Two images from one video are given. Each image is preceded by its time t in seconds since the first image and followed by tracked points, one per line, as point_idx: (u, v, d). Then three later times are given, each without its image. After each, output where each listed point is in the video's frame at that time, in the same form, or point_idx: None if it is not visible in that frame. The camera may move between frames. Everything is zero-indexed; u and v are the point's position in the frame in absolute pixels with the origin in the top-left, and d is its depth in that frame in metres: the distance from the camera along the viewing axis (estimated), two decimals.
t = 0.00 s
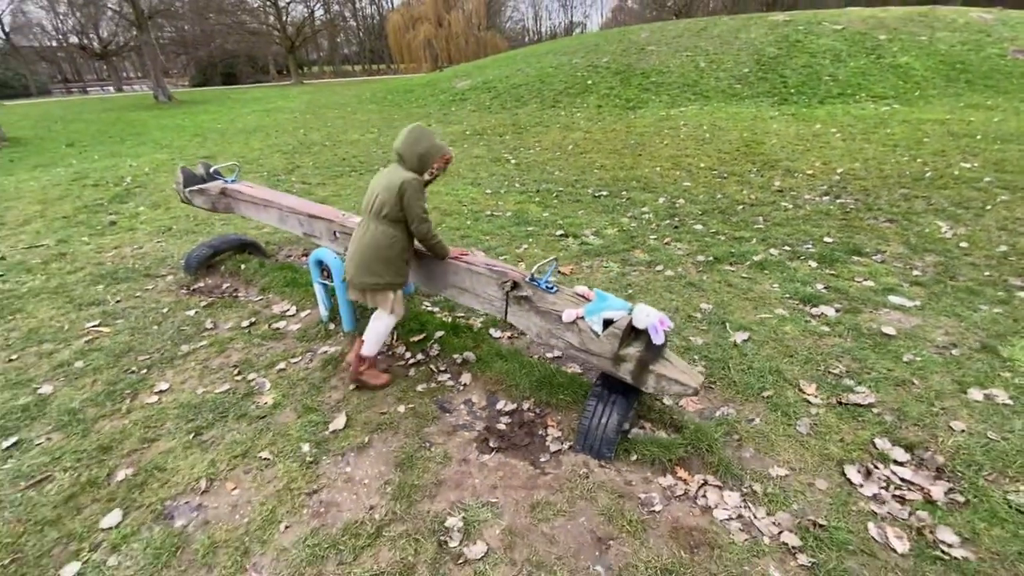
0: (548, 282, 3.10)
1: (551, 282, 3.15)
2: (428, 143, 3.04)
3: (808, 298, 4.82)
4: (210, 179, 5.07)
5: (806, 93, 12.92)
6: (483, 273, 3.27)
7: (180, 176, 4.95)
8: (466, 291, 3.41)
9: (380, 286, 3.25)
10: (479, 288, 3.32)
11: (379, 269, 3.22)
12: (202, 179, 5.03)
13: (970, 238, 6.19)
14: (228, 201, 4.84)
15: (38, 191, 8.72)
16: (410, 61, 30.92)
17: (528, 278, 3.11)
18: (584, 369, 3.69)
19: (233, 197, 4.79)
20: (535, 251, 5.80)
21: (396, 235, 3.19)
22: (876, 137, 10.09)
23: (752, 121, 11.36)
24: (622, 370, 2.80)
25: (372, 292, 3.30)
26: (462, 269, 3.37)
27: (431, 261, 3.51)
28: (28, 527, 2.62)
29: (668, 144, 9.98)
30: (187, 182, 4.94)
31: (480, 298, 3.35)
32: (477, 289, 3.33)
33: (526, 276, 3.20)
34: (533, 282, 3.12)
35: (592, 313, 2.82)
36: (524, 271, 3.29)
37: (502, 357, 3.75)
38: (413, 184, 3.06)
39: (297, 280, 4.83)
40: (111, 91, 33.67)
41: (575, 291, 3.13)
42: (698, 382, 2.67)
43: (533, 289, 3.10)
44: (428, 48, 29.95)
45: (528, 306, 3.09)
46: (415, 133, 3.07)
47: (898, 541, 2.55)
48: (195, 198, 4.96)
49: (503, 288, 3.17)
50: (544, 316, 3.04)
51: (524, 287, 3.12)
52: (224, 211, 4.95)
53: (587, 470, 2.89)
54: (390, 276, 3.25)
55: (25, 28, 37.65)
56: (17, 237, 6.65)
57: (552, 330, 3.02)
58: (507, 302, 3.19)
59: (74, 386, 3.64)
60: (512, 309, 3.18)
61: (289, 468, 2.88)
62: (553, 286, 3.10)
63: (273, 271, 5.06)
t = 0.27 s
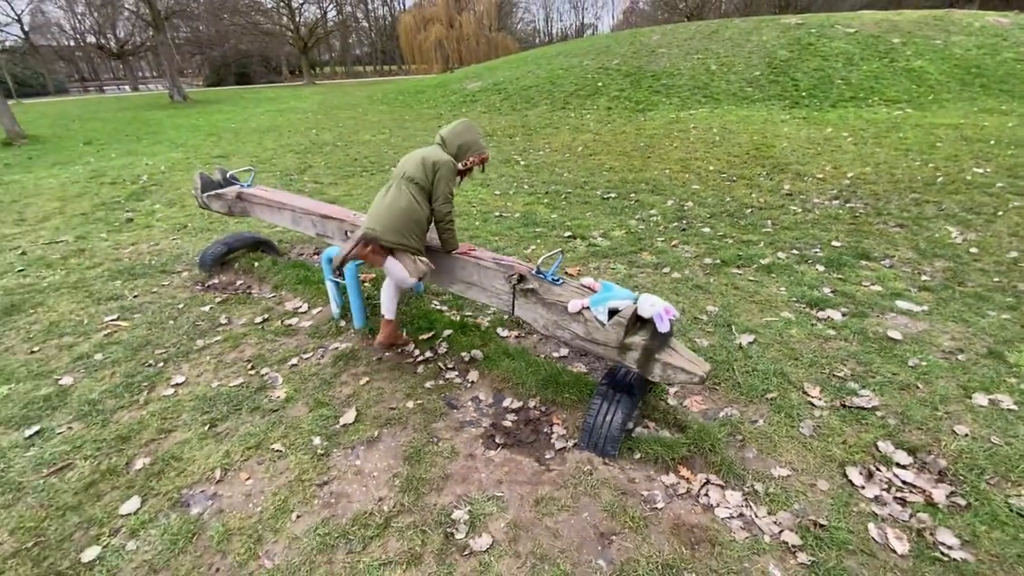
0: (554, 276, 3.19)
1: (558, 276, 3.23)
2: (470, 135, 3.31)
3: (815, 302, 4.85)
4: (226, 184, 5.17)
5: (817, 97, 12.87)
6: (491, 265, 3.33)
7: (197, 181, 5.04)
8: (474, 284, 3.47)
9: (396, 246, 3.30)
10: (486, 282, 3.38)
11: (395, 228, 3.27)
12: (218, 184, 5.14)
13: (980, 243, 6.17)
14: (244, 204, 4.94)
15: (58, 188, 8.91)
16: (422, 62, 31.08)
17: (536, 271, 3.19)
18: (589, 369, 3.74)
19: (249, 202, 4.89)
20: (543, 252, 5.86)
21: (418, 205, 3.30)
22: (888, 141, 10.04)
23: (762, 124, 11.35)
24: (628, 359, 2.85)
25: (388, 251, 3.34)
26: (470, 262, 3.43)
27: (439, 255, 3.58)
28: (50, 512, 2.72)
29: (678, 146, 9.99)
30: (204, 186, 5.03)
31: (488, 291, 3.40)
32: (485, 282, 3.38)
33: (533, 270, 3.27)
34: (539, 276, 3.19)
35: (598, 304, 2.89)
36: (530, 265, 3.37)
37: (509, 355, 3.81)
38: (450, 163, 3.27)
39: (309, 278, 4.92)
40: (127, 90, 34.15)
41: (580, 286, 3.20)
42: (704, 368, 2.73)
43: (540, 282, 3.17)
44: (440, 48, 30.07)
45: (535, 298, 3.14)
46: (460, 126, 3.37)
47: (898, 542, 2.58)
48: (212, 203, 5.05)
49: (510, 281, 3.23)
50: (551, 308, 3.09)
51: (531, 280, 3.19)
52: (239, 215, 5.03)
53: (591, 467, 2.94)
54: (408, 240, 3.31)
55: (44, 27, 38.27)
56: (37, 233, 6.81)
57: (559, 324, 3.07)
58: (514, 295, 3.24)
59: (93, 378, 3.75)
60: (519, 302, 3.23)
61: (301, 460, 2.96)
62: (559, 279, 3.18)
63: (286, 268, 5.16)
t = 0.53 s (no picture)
0: (559, 281, 3.21)
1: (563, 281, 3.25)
2: (473, 138, 3.30)
3: (819, 304, 4.85)
4: (233, 183, 5.23)
5: (821, 100, 12.89)
6: (496, 270, 3.35)
7: (204, 181, 5.11)
8: (479, 289, 3.49)
9: (413, 258, 3.40)
10: (492, 286, 3.40)
11: (410, 240, 3.35)
12: (225, 184, 5.20)
13: (984, 246, 6.16)
14: (251, 204, 4.99)
15: (65, 190, 8.98)
16: (425, 65, 31.19)
17: (541, 276, 3.21)
18: (594, 369, 3.76)
19: (255, 202, 4.94)
20: (547, 254, 5.88)
21: (428, 213, 3.34)
22: (891, 144, 10.04)
23: (765, 127, 11.36)
24: (632, 364, 2.86)
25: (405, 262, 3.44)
26: (476, 266, 3.45)
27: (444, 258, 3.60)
28: (60, 509, 2.75)
29: (681, 150, 10.01)
30: (210, 186, 5.10)
31: (494, 295, 3.42)
32: (491, 286, 3.40)
33: (538, 275, 3.28)
34: (544, 280, 3.22)
35: (603, 310, 2.91)
36: (535, 270, 3.39)
37: (514, 356, 3.83)
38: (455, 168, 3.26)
39: (315, 279, 4.96)
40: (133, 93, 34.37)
41: (585, 291, 3.22)
42: (707, 376, 2.74)
43: (546, 287, 3.19)
44: (443, 52, 30.18)
45: (540, 303, 3.16)
46: (463, 130, 3.35)
47: (902, 543, 2.59)
48: (218, 203, 5.12)
49: (516, 286, 3.25)
50: (556, 313, 3.11)
51: (537, 285, 3.21)
52: (245, 215, 5.09)
53: (596, 467, 2.96)
54: (422, 251, 3.39)
55: (51, 31, 38.58)
56: (46, 235, 6.87)
57: (563, 328, 3.09)
58: (519, 300, 3.26)
59: (102, 377, 3.79)
60: (524, 307, 3.26)
61: (308, 459, 2.98)
62: (564, 285, 3.20)
63: (291, 270, 5.19)
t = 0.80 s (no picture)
0: (564, 298, 3.19)
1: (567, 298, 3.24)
2: (458, 153, 3.20)
3: (819, 306, 4.86)
4: (232, 179, 5.23)
5: (815, 104, 12.99)
6: (500, 287, 3.35)
7: (203, 176, 5.12)
8: (483, 302, 3.50)
9: (414, 283, 3.40)
10: (496, 301, 3.41)
11: (410, 266, 3.34)
12: (224, 180, 5.20)
13: (981, 247, 6.19)
14: (250, 201, 5.00)
15: (63, 199, 8.97)
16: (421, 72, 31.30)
17: (546, 294, 3.19)
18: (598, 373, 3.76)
19: (255, 199, 4.94)
20: (548, 258, 5.90)
21: (425, 236, 3.30)
22: (886, 147, 10.11)
23: (761, 131, 11.44)
24: (635, 386, 2.88)
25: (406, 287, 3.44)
26: (481, 280, 3.44)
27: (449, 270, 3.59)
28: (67, 518, 2.74)
29: (678, 154, 10.06)
30: (209, 182, 5.11)
31: (498, 310, 3.43)
32: (495, 302, 3.41)
33: (543, 291, 3.27)
34: (550, 298, 3.20)
35: (607, 331, 2.92)
36: (539, 284, 3.38)
37: (518, 360, 3.84)
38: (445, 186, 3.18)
39: (317, 286, 4.96)
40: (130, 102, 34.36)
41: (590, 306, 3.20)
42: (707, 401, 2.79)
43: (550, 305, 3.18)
44: (439, 59, 30.30)
45: (544, 322, 3.17)
46: (447, 143, 3.25)
47: (909, 542, 2.60)
48: (217, 198, 5.13)
49: (520, 303, 3.25)
50: (559, 330, 3.12)
51: (541, 302, 3.19)
52: (245, 211, 5.10)
53: (603, 470, 2.96)
54: (422, 274, 3.38)
55: (46, 41, 38.59)
56: (45, 244, 6.86)
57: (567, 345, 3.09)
58: (523, 316, 3.27)
59: (106, 386, 3.78)
60: (528, 323, 3.27)
61: (315, 465, 2.98)
62: (569, 303, 3.17)
63: (292, 277, 5.19)
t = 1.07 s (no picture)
0: (570, 294, 3.24)
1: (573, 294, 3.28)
2: (445, 172, 3.23)
3: (819, 306, 4.85)
4: (234, 198, 5.24)
5: (807, 107, 13.12)
6: (506, 285, 3.37)
7: (206, 196, 5.14)
8: (489, 302, 3.51)
9: (415, 308, 3.40)
10: (502, 300, 3.43)
11: (409, 291, 3.34)
12: (226, 198, 5.21)
13: (976, 246, 6.19)
14: (252, 218, 5.00)
15: (59, 212, 8.94)
16: (414, 81, 31.40)
17: (551, 290, 3.22)
18: (603, 377, 3.77)
19: (258, 216, 4.95)
20: (549, 264, 5.92)
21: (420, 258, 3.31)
22: (879, 148, 10.17)
23: (754, 134, 11.52)
24: (645, 376, 2.87)
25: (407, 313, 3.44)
26: (486, 281, 3.47)
27: (453, 273, 3.61)
28: (77, 533, 2.72)
29: (673, 158, 10.13)
30: (211, 201, 5.12)
31: (504, 309, 3.45)
32: (501, 301, 3.43)
33: (548, 287, 3.31)
34: (555, 294, 3.24)
35: (614, 323, 2.94)
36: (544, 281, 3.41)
37: (524, 365, 3.84)
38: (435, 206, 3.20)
39: (319, 295, 4.96)
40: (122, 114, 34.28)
41: (595, 302, 3.25)
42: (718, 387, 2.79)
43: (557, 301, 3.21)
44: (432, 67, 30.45)
45: (551, 317, 3.19)
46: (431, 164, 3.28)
47: (919, 538, 2.62)
48: (220, 216, 5.13)
49: (526, 300, 3.28)
50: (567, 325, 3.14)
51: (547, 299, 3.23)
52: (248, 228, 5.10)
53: (613, 474, 2.97)
54: (422, 298, 3.38)
55: (38, 54, 38.49)
56: (43, 257, 6.83)
57: (576, 339, 3.11)
58: (530, 313, 3.30)
59: (111, 398, 3.77)
60: (535, 320, 3.29)
61: (325, 474, 2.98)
62: (574, 298, 3.22)
63: (294, 286, 5.18)
